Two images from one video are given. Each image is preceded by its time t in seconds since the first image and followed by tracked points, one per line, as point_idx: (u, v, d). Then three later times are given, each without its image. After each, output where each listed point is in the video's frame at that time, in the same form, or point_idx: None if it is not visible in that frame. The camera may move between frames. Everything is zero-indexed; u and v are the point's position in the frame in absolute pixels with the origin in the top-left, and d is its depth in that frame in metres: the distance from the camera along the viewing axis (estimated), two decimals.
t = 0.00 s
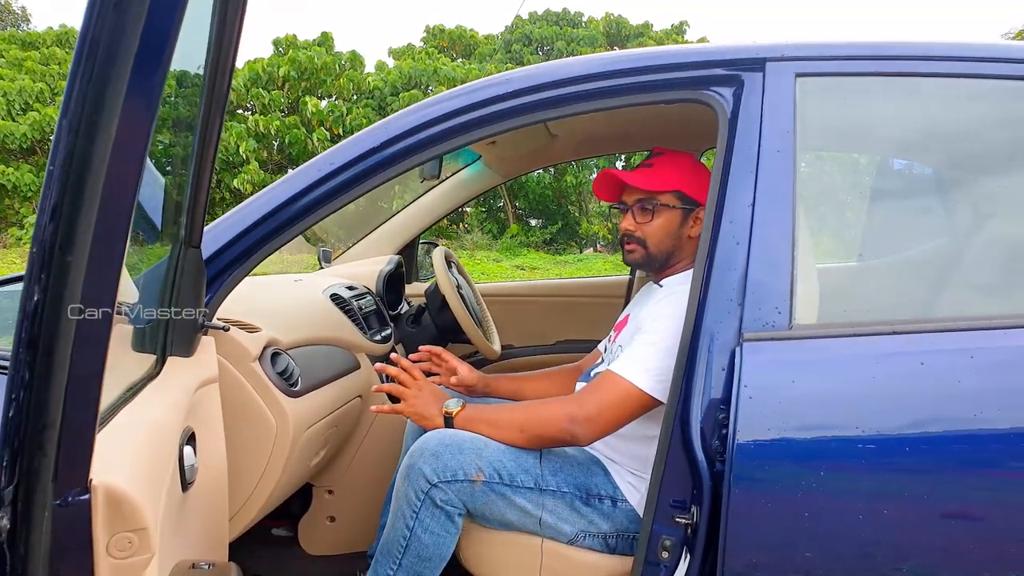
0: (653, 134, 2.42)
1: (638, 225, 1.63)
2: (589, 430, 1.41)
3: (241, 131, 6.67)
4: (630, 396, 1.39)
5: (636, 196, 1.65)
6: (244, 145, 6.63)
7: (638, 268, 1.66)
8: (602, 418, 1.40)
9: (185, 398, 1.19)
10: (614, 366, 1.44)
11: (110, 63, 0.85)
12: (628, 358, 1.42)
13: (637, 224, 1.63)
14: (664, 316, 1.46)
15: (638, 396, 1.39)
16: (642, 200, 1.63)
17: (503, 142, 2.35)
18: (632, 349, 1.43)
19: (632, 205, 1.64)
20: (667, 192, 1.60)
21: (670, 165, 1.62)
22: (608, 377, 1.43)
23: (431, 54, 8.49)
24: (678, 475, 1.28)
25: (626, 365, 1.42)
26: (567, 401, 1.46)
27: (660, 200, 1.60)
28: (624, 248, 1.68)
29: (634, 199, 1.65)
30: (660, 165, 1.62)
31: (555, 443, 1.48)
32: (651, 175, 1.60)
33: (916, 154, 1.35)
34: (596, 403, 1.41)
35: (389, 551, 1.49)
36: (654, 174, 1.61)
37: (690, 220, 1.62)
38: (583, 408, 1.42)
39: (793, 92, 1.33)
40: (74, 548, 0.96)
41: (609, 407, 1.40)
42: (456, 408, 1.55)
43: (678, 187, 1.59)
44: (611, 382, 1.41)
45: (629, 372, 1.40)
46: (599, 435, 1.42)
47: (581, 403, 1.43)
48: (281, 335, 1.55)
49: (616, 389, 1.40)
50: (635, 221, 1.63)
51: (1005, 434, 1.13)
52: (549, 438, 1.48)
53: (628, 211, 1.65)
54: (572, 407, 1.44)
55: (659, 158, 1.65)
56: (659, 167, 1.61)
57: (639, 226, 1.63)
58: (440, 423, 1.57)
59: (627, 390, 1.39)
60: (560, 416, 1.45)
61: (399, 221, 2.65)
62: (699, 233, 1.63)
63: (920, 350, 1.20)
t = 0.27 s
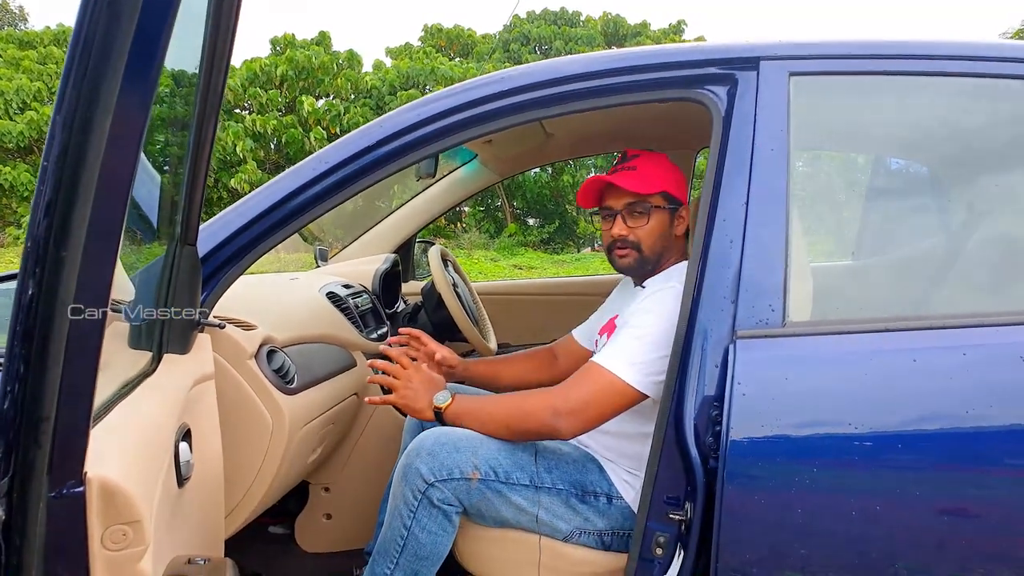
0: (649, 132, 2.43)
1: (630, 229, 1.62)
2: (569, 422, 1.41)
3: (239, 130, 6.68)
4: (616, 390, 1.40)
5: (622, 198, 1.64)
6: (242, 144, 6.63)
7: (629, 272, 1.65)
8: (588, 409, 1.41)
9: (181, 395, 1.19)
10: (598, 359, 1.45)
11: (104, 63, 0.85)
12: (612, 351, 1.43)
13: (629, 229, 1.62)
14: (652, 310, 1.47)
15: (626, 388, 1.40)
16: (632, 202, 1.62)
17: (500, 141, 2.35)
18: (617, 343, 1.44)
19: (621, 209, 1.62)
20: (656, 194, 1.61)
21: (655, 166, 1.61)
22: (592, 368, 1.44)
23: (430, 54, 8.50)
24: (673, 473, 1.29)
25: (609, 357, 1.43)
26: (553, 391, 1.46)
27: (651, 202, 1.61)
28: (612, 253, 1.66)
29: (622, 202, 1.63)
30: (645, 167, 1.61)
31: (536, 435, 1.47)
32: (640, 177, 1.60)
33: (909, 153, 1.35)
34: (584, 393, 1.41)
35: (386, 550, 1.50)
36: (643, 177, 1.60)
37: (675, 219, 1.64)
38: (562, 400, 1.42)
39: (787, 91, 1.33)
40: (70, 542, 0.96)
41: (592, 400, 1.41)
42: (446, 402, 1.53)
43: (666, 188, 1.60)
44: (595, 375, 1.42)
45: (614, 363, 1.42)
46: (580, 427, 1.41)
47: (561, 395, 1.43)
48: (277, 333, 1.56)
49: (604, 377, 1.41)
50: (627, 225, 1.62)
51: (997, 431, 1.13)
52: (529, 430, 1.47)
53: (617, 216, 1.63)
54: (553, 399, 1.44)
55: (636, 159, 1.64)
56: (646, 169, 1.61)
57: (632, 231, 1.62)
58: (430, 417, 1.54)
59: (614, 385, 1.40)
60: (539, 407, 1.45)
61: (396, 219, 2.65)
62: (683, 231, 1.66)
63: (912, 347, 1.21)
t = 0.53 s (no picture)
0: (645, 126, 2.42)
1: (607, 226, 1.63)
2: (559, 430, 1.41)
3: (236, 127, 6.66)
4: (604, 394, 1.40)
5: (596, 196, 1.64)
6: (239, 142, 6.61)
7: (608, 270, 1.66)
8: (571, 416, 1.40)
9: (176, 389, 1.18)
10: (582, 360, 1.44)
11: (93, 47, 0.84)
12: (596, 353, 1.43)
13: (606, 226, 1.63)
14: (637, 308, 1.46)
15: (612, 388, 1.40)
16: (605, 200, 1.62)
17: (497, 136, 2.34)
18: (598, 345, 1.44)
19: (596, 207, 1.63)
20: (631, 189, 1.62)
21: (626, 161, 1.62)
22: (575, 373, 1.43)
23: (427, 51, 8.48)
24: (672, 468, 1.28)
25: (593, 360, 1.42)
26: (538, 399, 1.45)
27: (626, 197, 1.62)
28: (590, 252, 1.66)
29: (596, 199, 1.63)
30: (615, 163, 1.61)
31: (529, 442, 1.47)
32: (615, 173, 1.60)
33: (908, 146, 1.35)
34: (568, 400, 1.40)
35: (388, 554, 1.49)
36: (616, 173, 1.60)
37: (647, 212, 1.66)
38: (550, 408, 1.41)
39: (786, 84, 1.33)
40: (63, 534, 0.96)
41: (580, 406, 1.40)
42: (431, 414, 1.55)
43: (639, 182, 1.62)
44: (579, 380, 1.41)
45: (597, 361, 1.41)
46: (571, 433, 1.41)
47: (548, 402, 1.42)
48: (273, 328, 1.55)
49: (586, 383, 1.40)
50: (604, 222, 1.63)
51: (997, 427, 1.13)
52: (521, 437, 1.47)
53: (593, 214, 1.64)
54: (541, 407, 1.43)
55: (604, 155, 1.64)
56: (617, 165, 1.61)
57: (609, 227, 1.63)
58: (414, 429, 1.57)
59: (600, 388, 1.39)
60: (528, 416, 1.44)
61: (393, 215, 2.65)
62: (655, 223, 1.68)
63: (912, 340, 1.20)
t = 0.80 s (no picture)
0: (643, 121, 2.41)
1: (583, 226, 1.61)
2: (568, 441, 1.39)
3: (235, 126, 6.64)
4: (602, 396, 1.38)
5: (567, 195, 1.62)
6: (239, 141, 6.60)
7: (585, 269, 1.65)
8: (576, 428, 1.38)
9: (172, 381, 1.18)
10: (574, 369, 1.41)
11: (76, 23, 0.82)
12: (586, 359, 1.40)
13: (581, 225, 1.61)
14: (621, 306, 1.43)
15: (610, 392, 1.38)
16: (578, 198, 1.61)
17: (495, 132, 2.33)
18: (586, 350, 1.41)
19: (570, 206, 1.61)
20: (603, 184, 1.61)
21: (595, 156, 1.60)
22: (570, 382, 1.40)
23: (427, 49, 8.47)
24: (671, 463, 1.28)
25: (586, 367, 1.39)
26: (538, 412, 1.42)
27: (599, 193, 1.61)
28: (564, 252, 1.65)
29: (568, 198, 1.62)
30: (585, 159, 1.59)
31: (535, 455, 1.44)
32: (586, 169, 1.58)
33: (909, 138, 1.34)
34: (570, 412, 1.38)
35: (388, 561, 1.48)
36: (587, 170, 1.58)
37: (618, 205, 1.65)
38: (554, 421, 1.39)
39: (785, 76, 1.32)
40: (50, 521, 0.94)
41: (583, 412, 1.38)
42: (437, 424, 1.51)
43: (610, 176, 1.61)
44: (577, 387, 1.39)
45: (593, 368, 1.38)
46: (579, 442, 1.39)
47: (551, 415, 1.40)
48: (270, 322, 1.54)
49: (581, 393, 1.38)
50: (578, 222, 1.61)
51: (997, 422, 1.12)
52: (526, 451, 1.44)
53: (566, 214, 1.62)
54: (545, 421, 1.40)
55: (569, 150, 1.62)
56: (588, 161, 1.59)
57: (585, 227, 1.61)
58: (421, 439, 1.52)
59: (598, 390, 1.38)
60: (534, 431, 1.41)
61: (391, 211, 2.64)
62: (625, 215, 1.67)
63: (911, 334, 1.20)
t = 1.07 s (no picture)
0: (641, 116, 2.40)
1: (555, 226, 1.60)
2: (545, 452, 1.38)
3: (238, 125, 6.64)
4: (578, 405, 1.36)
5: (536, 196, 1.60)
6: (242, 140, 6.59)
7: (559, 270, 1.64)
8: (554, 440, 1.37)
9: (167, 372, 1.17)
10: (550, 374, 1.38)
11: None
12: (563, 364, 1.38)
13: (553, 226, 1.60)
14: (591, 309, 1.41)
15: (585, 400, 1.36)
16: (548, 199, 1.59)
17: (494, 127, 2.33)
18: (561, 355, 1.39)
19: (540, 207, 1.59)
20: (572, 182, 1.59)
21: (563, 154, 1.59)
22: (545, 390, 1.38)
23: (430, 49, 8.47)
24: (671, 457, 1.27)
25: (563, 373, 1.37)
26: (515, 423, 1.41)
27: (569, 192, 1.60)
28: (537, 254, 1.63)
29: (538, 200, 1.60)
30: (552, 157, 1.58)
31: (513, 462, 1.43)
32: (555, 168, 1.57)
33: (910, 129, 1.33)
34: (546, 424, 1.37)
35: (381, 562, 1.47)
36: (557, 169, 1.57)
37: (587, 203, 1.64)
38: (531, 432, 1.38)
39: (784, 67, 1.31)
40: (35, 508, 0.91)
41: (560, 424, 1.36)
42: (425, 423, 1.50)
43: (579, 173, 1.59)
44: (552, 397, 1.37)
45: (568, 376, 1.36)
46: (556, 452, 1.38)
47: (528, 427, 1.38)
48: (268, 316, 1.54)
49: (556, 403, 1.36)
50: (550, 222, 1.59)
51: (999, 416, 1.11)
52: (505, 459, 1.43)
53: (537, 216, 1.60)
54: (522, 432, 1.39)
55: (534, 149, 1.60)
56: (557, 159, 1.58)
57: (556, 227, 1.60)
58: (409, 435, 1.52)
59: (574, 401, 1.36)
60: (512, 441, 1.40)
61: (391, 207, 2.63)
62: (594, 212, 1.66)
63: (912, 326, 1.19)
